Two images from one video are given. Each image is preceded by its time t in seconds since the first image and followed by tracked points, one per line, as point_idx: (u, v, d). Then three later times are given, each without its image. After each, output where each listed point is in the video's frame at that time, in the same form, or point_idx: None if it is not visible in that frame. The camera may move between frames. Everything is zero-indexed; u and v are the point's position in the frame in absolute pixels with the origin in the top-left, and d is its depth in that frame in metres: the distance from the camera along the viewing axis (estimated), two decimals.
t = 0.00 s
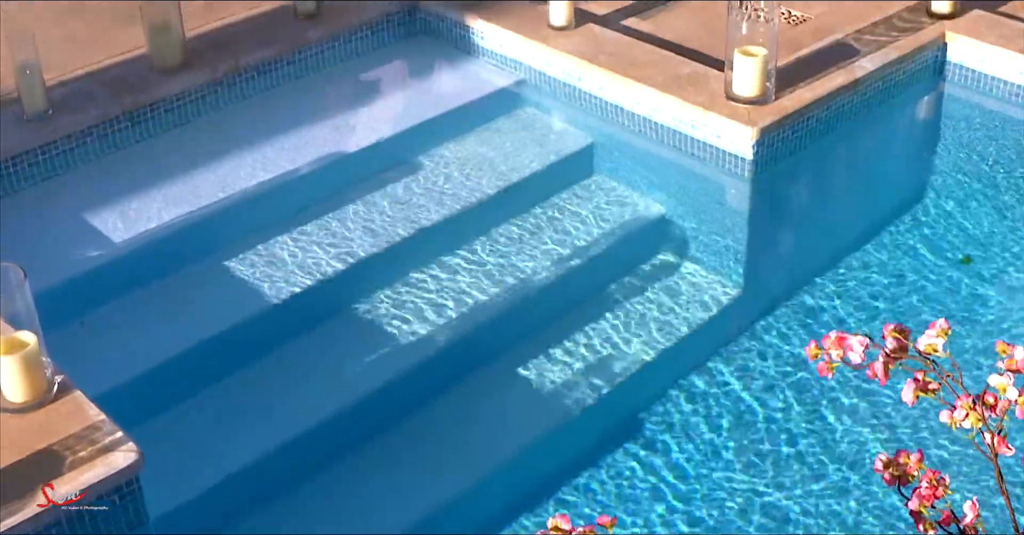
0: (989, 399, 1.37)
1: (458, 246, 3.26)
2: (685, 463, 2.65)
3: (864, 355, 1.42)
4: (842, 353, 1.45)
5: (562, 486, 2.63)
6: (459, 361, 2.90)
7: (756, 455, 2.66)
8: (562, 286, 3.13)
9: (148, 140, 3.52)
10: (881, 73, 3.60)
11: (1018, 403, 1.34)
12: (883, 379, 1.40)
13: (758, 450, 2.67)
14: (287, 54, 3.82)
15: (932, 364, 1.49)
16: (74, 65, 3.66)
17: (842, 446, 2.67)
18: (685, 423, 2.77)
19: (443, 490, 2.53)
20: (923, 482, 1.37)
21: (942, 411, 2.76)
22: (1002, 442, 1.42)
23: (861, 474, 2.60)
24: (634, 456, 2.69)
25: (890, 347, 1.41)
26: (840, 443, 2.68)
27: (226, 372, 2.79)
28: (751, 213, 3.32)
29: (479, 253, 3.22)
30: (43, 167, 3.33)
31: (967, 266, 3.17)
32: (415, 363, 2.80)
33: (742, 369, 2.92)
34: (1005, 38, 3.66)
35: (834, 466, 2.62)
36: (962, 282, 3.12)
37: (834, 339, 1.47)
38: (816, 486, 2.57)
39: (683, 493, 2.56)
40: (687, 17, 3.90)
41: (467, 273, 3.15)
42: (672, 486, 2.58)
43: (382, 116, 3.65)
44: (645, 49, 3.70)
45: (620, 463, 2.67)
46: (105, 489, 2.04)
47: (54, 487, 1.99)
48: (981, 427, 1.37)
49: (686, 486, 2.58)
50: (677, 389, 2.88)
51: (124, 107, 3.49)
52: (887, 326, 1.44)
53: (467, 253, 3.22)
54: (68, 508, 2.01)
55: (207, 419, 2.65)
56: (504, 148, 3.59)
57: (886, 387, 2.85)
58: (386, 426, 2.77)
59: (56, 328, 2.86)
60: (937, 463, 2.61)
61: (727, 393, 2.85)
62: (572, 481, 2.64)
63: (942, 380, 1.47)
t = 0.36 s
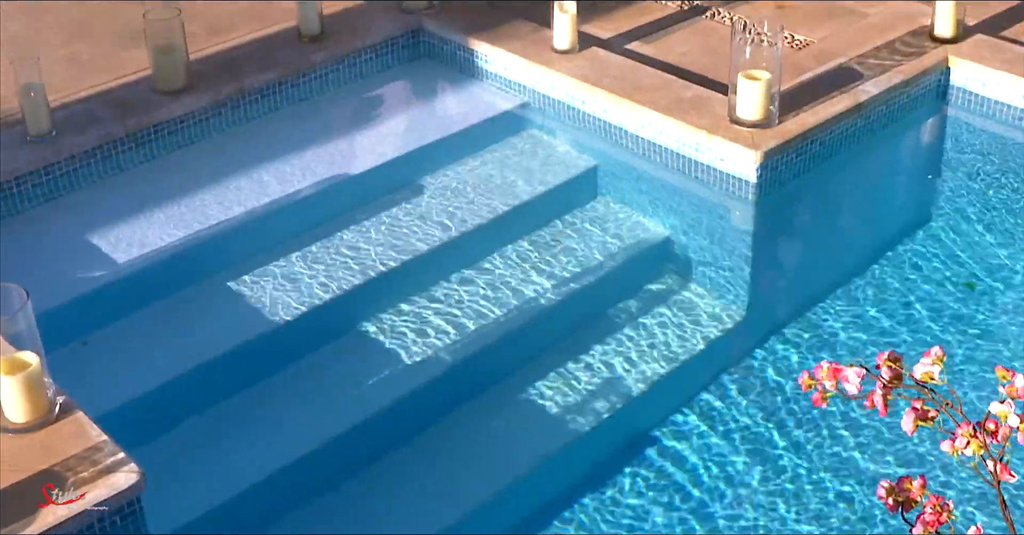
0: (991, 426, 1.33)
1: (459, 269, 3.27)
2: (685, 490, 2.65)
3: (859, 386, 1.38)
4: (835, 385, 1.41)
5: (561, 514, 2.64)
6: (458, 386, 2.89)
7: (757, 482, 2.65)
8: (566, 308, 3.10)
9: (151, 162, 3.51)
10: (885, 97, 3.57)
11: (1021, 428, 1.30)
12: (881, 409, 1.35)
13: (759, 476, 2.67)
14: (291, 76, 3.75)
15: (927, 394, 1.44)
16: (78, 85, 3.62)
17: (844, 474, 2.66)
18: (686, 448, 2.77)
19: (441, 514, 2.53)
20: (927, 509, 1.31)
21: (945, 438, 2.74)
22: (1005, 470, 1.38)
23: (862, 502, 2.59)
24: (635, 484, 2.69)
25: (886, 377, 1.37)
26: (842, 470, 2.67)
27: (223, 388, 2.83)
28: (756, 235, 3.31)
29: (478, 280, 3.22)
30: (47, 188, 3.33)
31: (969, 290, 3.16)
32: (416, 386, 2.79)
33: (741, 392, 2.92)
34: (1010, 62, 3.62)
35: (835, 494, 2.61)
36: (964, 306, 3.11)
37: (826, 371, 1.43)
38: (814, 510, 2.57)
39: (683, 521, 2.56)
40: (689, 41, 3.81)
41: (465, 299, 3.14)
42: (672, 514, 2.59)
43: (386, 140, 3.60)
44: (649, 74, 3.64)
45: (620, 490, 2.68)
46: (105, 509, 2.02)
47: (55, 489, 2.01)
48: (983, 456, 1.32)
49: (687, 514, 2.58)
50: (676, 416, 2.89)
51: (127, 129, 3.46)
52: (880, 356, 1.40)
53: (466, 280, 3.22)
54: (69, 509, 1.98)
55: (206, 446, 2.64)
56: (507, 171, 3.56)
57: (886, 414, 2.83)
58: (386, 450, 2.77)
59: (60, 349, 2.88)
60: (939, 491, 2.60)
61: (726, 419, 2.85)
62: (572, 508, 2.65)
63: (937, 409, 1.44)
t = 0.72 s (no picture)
0: (993, 451, 1.33)
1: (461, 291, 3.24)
2: (685, 512, 2.63)
3: (864, 407, 1.38)
4: (842, 405, 1.42)
5: None
6: (457, 409, 2.89)
7: (756, 506, 2.64)
8: (567, 330, 3.11)
9: (156, 181, 3.53)
10: (887, 120, 3.58)
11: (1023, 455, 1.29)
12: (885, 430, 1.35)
13: (758, 500, 2.66)
14: (295, 96, 3.75)
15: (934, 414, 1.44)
16: (84, 103, 3.63)
17: (843, 499, 2.65)
18: (686, 470, 2.76)
19: None
20: None
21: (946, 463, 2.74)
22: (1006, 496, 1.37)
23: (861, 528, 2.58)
24: (634, 505, 2.68)
25: (892, 399, 1.37)
26: (841, 495, 2.66)
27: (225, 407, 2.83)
28: (756, 259, 3.32)
29: (479, 299, 3.21)
30: (53, 206, 3.35)
31: (971, 315, 3.16)
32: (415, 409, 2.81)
33: (740, 417, 2.92)
34: (1011, 86, 3.61)
35: (835, 520, 2.60)
36: (965, 331, 3.11)
37: (833, 390, 1.44)
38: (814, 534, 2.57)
39: None
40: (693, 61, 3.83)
41: (466, 321, 3.13)
42: None
43: (388, 162, 3.62)
44: (652, 96, 3.63)
45: (619, 512, 2.66)
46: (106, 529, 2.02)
47: (55, 489, 2.06)
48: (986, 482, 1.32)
49: None
50: (679, 439, 2.86)
51: (132, 147, 3.47)
52: (887, 377, 1.40)
53: (465, 301, 3.21)
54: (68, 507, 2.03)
55: (208, 472, 2.65)
56: (509, 192, 3.57)
57: (886, 439, 2.82)
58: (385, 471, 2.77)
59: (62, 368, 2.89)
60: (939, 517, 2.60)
61: (727, 442, 2.84)
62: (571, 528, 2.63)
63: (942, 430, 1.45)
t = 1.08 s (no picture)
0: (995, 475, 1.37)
1: (457, 314, 3.26)
2: None
3: (865, 430, 1.44)
4: (843, 429, 1.46)
5: None
6: (458, 429, 2.88)
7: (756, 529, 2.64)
8: (569, 351, 3.10)
9: (159, 199, 3.53)
10: (890, 141, 3.57)
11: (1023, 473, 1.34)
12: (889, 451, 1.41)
13: (758, 523, 2.66)
14: (300, 115, 3.75)
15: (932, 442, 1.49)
16: (89, 121, 3.64)
17: (844, 521, 2.64)
18: (686, 494, 2.76)
19: None
20: None
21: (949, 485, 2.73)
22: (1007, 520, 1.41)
23: None
24: (634, 529, 2.69)
25: (892, 423, 1.43)
26: (842, 517, 2.66)
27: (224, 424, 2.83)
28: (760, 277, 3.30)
29: (478, 319, 3.23)
30: (56, 223, 3.36)
31: (973, 337, 3.15)
32: (416, 428, 2.79)
33: (740, 440, 2.92)
34: (1014, 109, 3.61)
35: None
36: (968, 353, 3.10)
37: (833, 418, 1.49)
38: None
39: None
40: (695, 82, 3.83)
41: (466, 342, 3.13)
42: None
43: (393, 179, 3.61)
44: (655, 117, 3.63)
45: None
46: None
47: (56, 489, 2.09)
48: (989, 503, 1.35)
49: None
50: (676, 459, 2.90)
51: (136, 166, 3.48)
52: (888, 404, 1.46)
53: (462, 322, 3.23)
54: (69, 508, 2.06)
55: (210, 494, 2.65)
56: (511, 213, 3.56)
57: (888, 462, 2.82)
58: (384, 493, 2.78)
59: (64, 386, 2.89)
60: None
61: (727, 465, 2.84)
62: None
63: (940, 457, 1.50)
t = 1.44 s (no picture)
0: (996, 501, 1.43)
1: (459, 337, 3.27)
2: None
3: (869, 454, 1.51)
4: (846, 452, 1.54)
5: None
6: (457, 455, 2.88)
7: None
8: (569, 376, 3.09)
9: (160, 221, 3.54)
10: (891, 166, 3.58)
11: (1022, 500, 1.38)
12: (889, 475, 1.48)
13: None
14: (302, 136, 3.76)
15: (937, 467, 1.55)
16: (92, 142, 3.64)
17: None
18: (686, 517, 2.78)
19: None
20: None
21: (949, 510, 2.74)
22: None
23: None
24: None
25: (895, 448, 1.50)
26: None
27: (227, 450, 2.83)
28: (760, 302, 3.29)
29: (481, 346, 3.22)
30: (56, 244, 3.36)
31: (972, 362, 3.16)
32: (415, 450, 2.80)
33: (740, 464, 2.93)
34: (1014, 133, 3.63)
35: None
36: (967, 378, 3.11)
37: (839, 442, 1.56)
38: None
39: None
40: (697, 105, 3.84)
41: (468, 369, 3.11)
42: None
43: (395, 201, 3.62)
44: (656, 140, 3.64)
45: None
46: None
47: (57, 490, 2.11)
48: (988, 529, 1.41)
49: None
50: (674, 486, 2.89)
51: (138, 187, 3.48)
52: (891, 429, 1.53)
53: (466, 346, 3.22)
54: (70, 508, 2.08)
55: (210, 514, 2.66)
56: (512, 237, 3.57)
57: (888, 487, 2.81)
58: (384, 516, 2.79)
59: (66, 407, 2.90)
60: None
61: (727, 488, 2.85)
62: None
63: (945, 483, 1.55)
